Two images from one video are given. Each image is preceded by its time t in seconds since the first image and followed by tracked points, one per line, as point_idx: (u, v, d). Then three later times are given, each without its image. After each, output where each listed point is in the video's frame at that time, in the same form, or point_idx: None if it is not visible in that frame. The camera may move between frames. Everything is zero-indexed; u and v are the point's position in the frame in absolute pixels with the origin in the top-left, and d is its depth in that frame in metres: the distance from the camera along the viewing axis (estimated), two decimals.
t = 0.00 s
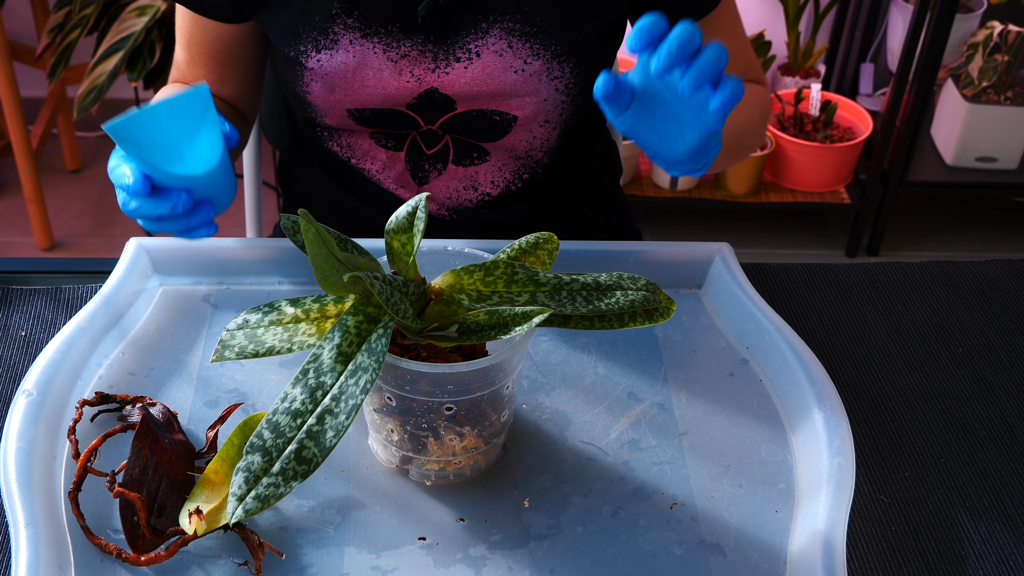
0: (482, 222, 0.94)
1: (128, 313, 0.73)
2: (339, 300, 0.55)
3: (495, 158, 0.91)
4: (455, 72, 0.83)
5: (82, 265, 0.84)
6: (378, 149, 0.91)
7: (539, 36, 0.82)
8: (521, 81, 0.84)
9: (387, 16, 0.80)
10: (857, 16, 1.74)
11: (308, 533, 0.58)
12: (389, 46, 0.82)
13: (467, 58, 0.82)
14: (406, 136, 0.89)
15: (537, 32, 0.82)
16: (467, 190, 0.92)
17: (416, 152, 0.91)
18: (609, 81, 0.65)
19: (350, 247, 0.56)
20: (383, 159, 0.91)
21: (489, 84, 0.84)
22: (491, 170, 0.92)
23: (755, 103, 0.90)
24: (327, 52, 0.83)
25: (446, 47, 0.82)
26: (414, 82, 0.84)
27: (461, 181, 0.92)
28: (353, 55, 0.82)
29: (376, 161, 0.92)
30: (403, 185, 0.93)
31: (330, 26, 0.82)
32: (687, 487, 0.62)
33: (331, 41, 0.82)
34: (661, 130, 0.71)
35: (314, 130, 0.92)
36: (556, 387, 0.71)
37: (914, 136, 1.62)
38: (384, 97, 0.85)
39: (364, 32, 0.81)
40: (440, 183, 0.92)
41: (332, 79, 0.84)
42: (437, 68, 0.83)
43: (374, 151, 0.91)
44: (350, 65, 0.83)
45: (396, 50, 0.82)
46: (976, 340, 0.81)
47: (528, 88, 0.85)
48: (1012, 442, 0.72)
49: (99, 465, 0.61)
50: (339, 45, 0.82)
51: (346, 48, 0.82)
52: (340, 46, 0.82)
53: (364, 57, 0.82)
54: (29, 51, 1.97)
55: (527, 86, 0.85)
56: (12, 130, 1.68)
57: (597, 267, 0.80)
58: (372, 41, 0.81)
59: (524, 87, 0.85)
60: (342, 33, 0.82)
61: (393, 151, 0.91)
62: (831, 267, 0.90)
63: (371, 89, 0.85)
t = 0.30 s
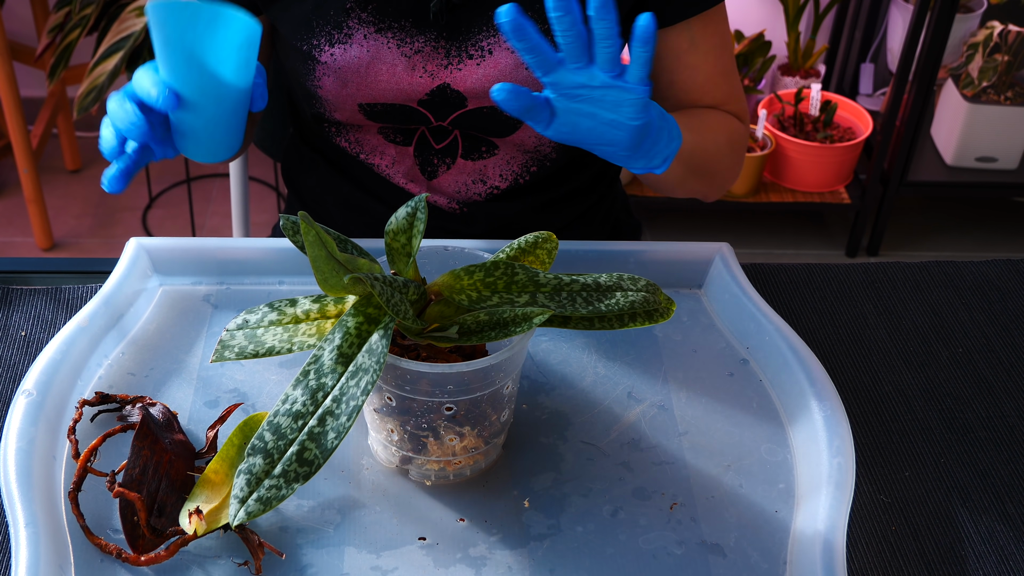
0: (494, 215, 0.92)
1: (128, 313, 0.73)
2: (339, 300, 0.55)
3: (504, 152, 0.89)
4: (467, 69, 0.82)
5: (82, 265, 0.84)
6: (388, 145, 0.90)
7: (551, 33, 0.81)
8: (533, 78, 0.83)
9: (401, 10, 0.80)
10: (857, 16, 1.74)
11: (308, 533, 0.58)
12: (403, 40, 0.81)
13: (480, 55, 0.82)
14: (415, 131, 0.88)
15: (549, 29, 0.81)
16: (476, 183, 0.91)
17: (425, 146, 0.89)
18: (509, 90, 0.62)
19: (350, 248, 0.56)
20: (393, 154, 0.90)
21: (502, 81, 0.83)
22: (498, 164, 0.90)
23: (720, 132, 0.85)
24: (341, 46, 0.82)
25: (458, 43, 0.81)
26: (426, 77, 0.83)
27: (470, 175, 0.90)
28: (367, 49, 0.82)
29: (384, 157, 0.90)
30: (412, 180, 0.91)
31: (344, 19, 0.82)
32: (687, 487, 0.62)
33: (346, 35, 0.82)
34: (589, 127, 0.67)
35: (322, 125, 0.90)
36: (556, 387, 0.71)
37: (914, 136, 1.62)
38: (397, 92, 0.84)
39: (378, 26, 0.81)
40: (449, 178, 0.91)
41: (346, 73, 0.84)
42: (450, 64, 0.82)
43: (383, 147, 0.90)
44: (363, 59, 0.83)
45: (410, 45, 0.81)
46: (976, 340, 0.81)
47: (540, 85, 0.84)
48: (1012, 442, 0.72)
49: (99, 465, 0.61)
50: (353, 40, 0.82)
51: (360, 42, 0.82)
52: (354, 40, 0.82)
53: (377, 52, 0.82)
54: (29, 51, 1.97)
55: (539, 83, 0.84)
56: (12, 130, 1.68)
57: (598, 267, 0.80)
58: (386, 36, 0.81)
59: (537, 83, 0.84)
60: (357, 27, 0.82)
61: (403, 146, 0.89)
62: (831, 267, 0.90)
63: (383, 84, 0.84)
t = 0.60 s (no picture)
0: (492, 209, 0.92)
1: (128, 313, 0.73)
2: (339, 301, 0.55)
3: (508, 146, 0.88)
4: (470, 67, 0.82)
5: (82, 265, 0.84)
6: (391, 142, 0.89)
7: (553, 30, 0.81)
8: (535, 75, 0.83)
9: (404, 10, 0.79)
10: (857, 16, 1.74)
11: (308, 533, 0.58)
12: (406, 40, 0.81)
13: (483, 54, 0.82)
14: (417, 128, 0.88)
15: (550, 26, 0.81)
16: (479, 176, 0.90)
17: (428, 143, 0.89)
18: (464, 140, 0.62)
19: (349, 247, 0.56)
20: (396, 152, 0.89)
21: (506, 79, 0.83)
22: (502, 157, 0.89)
23: (715, 138, 0.85)
24: (345, 47, 0.82)
25: (461, 42, 0.81)
26: (431, 76, 0.83)
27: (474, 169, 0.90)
28: (371, 49, 0.81)
29: (387, 155, 0.90)
30: (417, 177, 0.91)
31: (348, 19, 0.80)
32: (687, 487, 0.62)
33: (350, 36, 0.81)
34: (561, 158, 0.66)
35: (322, 125, 0.89)
36: (556, 387, 0.71)
37: (914, 136, 1.62)
38: (402, 92, 0.84)
39: (382, 26, 0.80)
40: (453, 173, 0.90)
41: (350, 73, 0.83)
42: (453, 63, 0.82)
43: (387, 145, 0.89)
44: (368, 60, 0.82)
45: (413, 44, 0.81)
46: (976, 340, 0.81)
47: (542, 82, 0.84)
48: (1012, 442, 0.72)
49: (99, 465, 0.61)
50: (357, 40, 0.81)
51: (364, 43, 0.81)
52: (359, 40, 0.81)
53: (382, 52, 0.81)
54: (29, 51, 1.97)
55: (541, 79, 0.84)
56: (12, 130, 1.68)
57: (598, 267, 0.80)
58: (390, 36, 0.81)
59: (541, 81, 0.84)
60: (361, 28, 0.81)
61: (405, 144, 0.89)
62: (831, 267, 0.90)
63: (387, 83, 0.83)
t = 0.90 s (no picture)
0: (527, 206, 0.92)
1: (128, 313, 0.73)
2: (339, 301, 0.55)
3: (537, 138, 0.87)
4: (509, 54, 0.78)
5: (82, 265, 0.84)
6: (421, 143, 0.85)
7: (582, 9, 0.78)
8: (569, 56, 0.80)
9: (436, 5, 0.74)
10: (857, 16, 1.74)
11: (308, 533, 0.58)
12: (444, 33, 0.75)
13: (519, 39, 0.77)
14: (447, 127, 0.84)
15: (580, 5, 0.78)
16: (511, 173, 0.89)
17: (458, 142, 0.86)
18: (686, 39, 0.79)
19: (350, 248, 0.56)
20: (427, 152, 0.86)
21: (542, 62, 0.79)
22: (532, 152, 0.88)
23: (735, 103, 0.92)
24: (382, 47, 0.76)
25: (495, 31, 0.76)
26: (470, 68, 0.78)
27: (505, 164, 0.88)
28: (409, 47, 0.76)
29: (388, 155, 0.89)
30: (450, 177, 0.89)
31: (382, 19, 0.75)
32: (686, 487, 0.62)
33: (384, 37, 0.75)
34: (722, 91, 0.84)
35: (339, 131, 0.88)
36: (556, 388, 0.71)
37: (914, 136, 1.62)
38: (441, 87, 0.79)
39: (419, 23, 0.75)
40: (484, 170, 0.89)
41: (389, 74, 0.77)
42: (489, 53, 0.78)
43: (418, 146, 0.86)
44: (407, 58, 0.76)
45: (450, 37, 0.76)
46: (976, 340, 0.81)
47: (577, 62, 0.81)
48: (1012, 442, 0.72)
49: (99, 465, 0.61)
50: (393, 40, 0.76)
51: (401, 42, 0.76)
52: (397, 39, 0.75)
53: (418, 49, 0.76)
54: (29, 51, 1.97)
55: (575, 60, 0.81)
56: (12, 130, 1.68)
57: (598, 267, 0.80)
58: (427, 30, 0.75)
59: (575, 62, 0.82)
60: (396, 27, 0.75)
61: (434, 144, 0.85)
62: (831, 266, 0.90)
63: (428, 82, 0.78)
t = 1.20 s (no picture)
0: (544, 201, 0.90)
1: (128, 313, 0.73)
2: (339, 301, 0.55)
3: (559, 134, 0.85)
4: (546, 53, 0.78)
5: (82, 265, 0.84)
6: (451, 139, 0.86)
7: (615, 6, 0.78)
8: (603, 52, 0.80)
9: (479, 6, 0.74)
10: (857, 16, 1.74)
11: (308, 533, 0.58)
12: (486, 36, 0.75)
13: (555, 37, 0.77)
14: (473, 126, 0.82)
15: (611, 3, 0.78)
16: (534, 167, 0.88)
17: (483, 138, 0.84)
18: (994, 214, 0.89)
19: (350, 248, 0.56)
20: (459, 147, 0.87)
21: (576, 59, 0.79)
22: (556, 147, 0.87)
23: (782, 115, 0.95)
24: (427, 51, 0.76)
25: (532, 30, 0.76)
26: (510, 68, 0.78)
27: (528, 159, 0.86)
28: (453, 50, 0.76)
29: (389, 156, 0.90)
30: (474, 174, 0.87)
31: (427, 22, 0.74)
32: (686, 487, 0.62)
33: (429, 39, 0.75)
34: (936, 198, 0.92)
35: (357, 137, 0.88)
36: (556, 388, 0.71)
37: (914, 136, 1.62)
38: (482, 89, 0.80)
39: (460, 24, 0.74)
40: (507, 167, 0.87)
41: (434, 77, 0.78)
42: (526, 52, 0.77)
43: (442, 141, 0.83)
44: (452, 60, 0.77)
45: (492, 38, 0.76)
46: (976, 340, 0.81)
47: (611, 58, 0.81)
48: (1012, 442, 0.72)
49: (99, 465, 0.61)
50: (439, 41, 0.75)
51: (445, 44, 0.75)
52: (441, 41, 0.75)
53: (464, 52, 0.76)
54: (29, 51, 1.97)
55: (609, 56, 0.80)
56: (12, 130, 1.68)
57: (598, 267, 0.80)
58: (471, 33, 0.75)
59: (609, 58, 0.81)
60: (440, 28, 0.74)
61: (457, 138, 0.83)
62: (831, 267, 0.90)
63: (472, 82, 0.79)
